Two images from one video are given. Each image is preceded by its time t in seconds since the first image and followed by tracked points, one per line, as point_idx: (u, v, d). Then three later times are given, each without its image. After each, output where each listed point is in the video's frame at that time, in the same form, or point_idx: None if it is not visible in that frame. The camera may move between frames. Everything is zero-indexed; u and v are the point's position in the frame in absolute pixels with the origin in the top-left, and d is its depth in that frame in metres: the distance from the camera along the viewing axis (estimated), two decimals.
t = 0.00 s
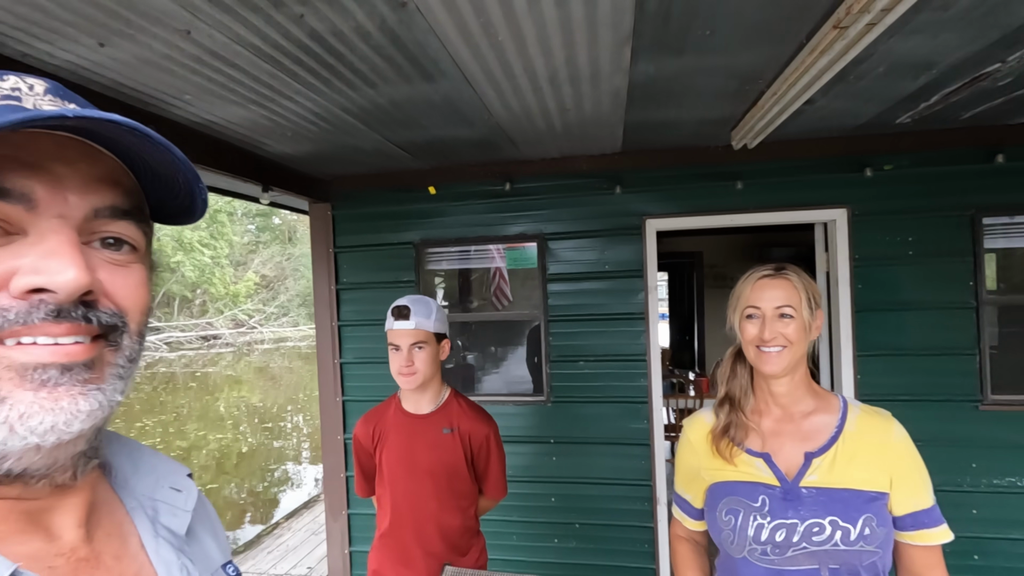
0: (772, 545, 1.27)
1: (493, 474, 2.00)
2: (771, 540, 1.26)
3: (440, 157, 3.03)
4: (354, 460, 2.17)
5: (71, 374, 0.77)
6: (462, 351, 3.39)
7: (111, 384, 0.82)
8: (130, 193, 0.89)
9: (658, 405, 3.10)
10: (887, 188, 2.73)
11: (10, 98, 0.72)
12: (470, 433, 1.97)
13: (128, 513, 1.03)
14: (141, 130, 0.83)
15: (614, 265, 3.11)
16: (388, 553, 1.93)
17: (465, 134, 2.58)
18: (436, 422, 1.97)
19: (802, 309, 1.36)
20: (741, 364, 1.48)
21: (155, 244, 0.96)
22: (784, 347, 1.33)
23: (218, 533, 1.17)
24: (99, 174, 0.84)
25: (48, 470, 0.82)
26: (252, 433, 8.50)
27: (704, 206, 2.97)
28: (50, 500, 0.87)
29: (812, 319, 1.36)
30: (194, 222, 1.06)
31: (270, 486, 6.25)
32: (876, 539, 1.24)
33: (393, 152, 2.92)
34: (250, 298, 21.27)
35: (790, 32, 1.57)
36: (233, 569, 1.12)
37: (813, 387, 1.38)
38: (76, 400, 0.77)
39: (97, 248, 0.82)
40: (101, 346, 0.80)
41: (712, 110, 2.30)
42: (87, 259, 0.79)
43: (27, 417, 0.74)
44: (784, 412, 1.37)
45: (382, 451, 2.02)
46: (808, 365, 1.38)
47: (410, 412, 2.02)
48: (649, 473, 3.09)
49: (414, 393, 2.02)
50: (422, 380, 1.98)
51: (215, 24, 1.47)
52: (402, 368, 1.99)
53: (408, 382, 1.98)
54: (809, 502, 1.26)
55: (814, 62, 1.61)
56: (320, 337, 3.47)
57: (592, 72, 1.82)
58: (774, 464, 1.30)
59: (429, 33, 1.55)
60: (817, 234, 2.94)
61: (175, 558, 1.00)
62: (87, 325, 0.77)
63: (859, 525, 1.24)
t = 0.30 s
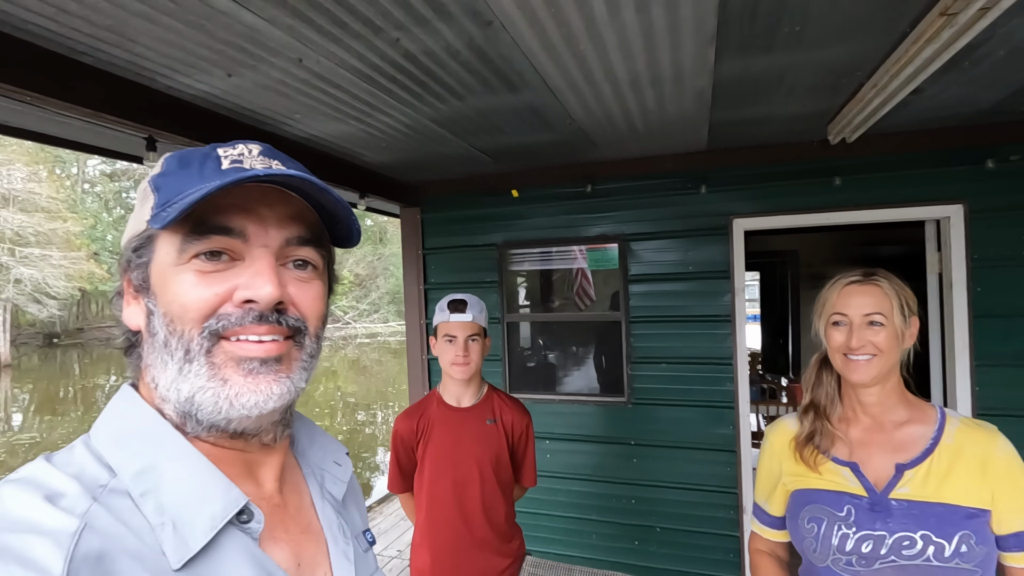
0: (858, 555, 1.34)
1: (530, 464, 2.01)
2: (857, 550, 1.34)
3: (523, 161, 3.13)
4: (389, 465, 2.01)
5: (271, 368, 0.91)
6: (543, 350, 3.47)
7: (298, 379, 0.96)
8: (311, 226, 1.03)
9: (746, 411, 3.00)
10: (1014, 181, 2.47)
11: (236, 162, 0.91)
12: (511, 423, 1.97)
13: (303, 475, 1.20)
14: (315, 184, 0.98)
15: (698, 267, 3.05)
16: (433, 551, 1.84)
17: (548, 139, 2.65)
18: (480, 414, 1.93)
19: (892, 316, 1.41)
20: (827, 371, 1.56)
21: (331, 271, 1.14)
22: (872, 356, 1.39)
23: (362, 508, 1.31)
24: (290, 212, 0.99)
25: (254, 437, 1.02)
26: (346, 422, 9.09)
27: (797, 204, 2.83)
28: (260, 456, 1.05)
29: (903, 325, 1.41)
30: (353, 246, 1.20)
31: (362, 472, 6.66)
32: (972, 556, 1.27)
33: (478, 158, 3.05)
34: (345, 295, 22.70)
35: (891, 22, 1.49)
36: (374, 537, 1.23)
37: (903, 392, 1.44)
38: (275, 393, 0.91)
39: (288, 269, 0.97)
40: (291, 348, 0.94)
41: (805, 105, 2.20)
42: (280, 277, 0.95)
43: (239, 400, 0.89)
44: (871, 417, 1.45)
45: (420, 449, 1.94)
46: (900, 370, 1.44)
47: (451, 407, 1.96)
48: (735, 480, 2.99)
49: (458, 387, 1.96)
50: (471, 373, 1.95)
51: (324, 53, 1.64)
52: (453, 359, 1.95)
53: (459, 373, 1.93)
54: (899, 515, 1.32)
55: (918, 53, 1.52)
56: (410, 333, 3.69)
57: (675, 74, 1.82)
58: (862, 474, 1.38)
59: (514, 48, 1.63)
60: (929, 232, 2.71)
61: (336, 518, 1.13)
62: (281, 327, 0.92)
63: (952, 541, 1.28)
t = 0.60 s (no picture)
0: (891, 549, 1.33)
1: (557, 448, 2.10)
2: (891, 543, 1.34)
3: (562, 159, 3.17)
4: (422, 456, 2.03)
5: (340, 355, 0.97)
6: (585, 346, 3.49)
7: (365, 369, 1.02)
8: (373, 225, 1.10)
9: (790, 411, 2.93)
10: None
11: (304, 168, 1.00)
12: (540, 410, 2.05)
13: (363, 454, 1.29)
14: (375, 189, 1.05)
15: (741, 263, 3.00)
16: (478, 538, 1.89)
17: (586, 136, 2.68)
18: (511, 403, 2.00)
19: (924, 312, 1.43)
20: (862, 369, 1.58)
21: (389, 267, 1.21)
22: (906, 351, 1.42)
23: (416, 486, 1.41)
24: (355, 213, 1.06)
25: (320, 421, 1.06)
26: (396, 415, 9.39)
27: (846, 199, 2.75)
28: (324, 435, 1.11)
29: (936, 321, 1.42)
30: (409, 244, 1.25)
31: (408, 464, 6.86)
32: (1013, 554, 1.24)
33: (518, 157, 3.11)
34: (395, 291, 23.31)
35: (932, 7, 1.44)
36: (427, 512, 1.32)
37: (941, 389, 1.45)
38: (344, 382, 0.98)
39: (353, 266, 1.05)
40: (360, 341, 1.00)
41: (850, 95, 2.15)
42: (348, 275, 1.02)
43: (316, 386, 0.96)
44: (907, 414, 1.45)
45: (454, 440, 1.98)
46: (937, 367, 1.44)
47: (481, 396, 2.02)
48: (778, 480, 2.94)
49: (488, 377, 2.01)
50: (502, 363, 2.01)
51: (366, 61, 1.74)
52: (484, 350, 2.00)
53: (490, 364, 2.00)
54: (933, 510, 1.32)
55: (964, 42, 1.48)
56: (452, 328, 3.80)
57: (710, 70, 1.83)
58: (897, 469, 1.39)
59: (545, 51, 1.67)
60: (990, 227, 2.61)
61: (392, 495, 1.21)
62: (349, 323, 0.99)
63: (992, 537, 1.26)
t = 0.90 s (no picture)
0: (921, 548, 1.38)
1: (597, 441, 2.14)
2: (921, 542, 1.38)
3: (604, 159, 3.21)
4: (466, 446, 2.10)
5: (366, 374, 1.02)
6: (630, 345, 3.50)
7: (389, 379, 1.05)
8: (385, 232, 1.11)
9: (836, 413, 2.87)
10: None
11: (309, 182, 1.03)
12: (579, 404, 2.11)
13: (408, 459, 1.36)
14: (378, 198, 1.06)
15: (785, 262, 2.96)
16: (521, 526, 1.94)
17: (624, 137, 2.72)
18: (551, 397, 2.06)
19: (955, 314, 1.49)
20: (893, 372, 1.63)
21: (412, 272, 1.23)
22: (937, 352, 1.48)
23: (463, 483, 1.46)
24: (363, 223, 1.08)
25: (358, 430, 1.12)
26: (445, 409, 9.64)
27: (896, 196, 2.67)
28: (362, 443, 1.16)
29: (968, 324, 1.48)
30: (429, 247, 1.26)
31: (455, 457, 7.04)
32: None
33: (559, 158, 3.18)
34: (445, 288, 23.78)
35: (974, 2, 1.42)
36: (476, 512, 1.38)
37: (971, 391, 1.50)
38: (361, 394, 1.01)
39: (369, 278, 1.07)
40: (380, 353, 1.04)
41: (898, 90, 2.10)
42: (363, 288, 1.05)
43: (341, 405, 1.00)
44: (937, 414, 1.51)
45: (498, 431, 2.05)
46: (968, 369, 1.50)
47: (522, 390, 2.08)
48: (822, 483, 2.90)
49: (530, 371, 2.07)
50: (543, 359, 2.07)
51: (410, 76, 1.87)
52: (526, 346, 2.07)
53: (531, 360, 2.06)
54: (964, 511, 1.36)
55: (1009, 37, 1.45)
56: (495, 325, 3.92)
57: (744, 72, 1.85)
58: (928, 470, 1.43)
59: (578, 60, 1.74)
60: None
61: (437, 499, 1.26)
62: (368, 337, 1.03)
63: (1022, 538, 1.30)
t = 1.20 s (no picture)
0: (936, 544, 1.42)
1: (618, 437, 2.21)
2: (937, 538, 1.42)
3: (631, 162, 3.27)
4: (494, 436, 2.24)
5: (374, 401, 1.05)
6: (663, 344, 3.52)
7: (396, 397, 1.08)
8: (388, 249, 1.13)
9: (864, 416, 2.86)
10: None
11: (311, 202, 1.06)
12: (600, 401, 2.18)
13: (422, 471, 1.36)
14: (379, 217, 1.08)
15: (813, 263, 2.96)
16: (541, 515, 2.05)
17: (648, 142, 2.78)
18: (573, 394, 2.15)
19: (977, 320, 1.51)
20: (923, 375, 1.64)
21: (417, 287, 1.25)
22: (961, 357, 1.50)
23: (482, 495, 1.47)
24: (364, 242, 1.09)
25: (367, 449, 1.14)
26: (481, 405, 9.82)
27: (928, 197, 2.65)
28: (373, 461, 1.17)
29: (992, 329, 1.50)
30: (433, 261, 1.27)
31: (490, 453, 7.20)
32: None
33: (586, 162, 3.26)
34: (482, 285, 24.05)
35: (989, 9, 1.43)
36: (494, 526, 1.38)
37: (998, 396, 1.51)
38: (367, 415, 1.05)
39: (375, 297, 1.10)
40: (386, 373, 1.07)
41: (923, 93, 2.09)
42: (369, 308, 1.08)
43: (352, 433, 1.03)
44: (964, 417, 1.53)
45: (523, 423, 2.18)
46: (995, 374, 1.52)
47: (545, 386, 2.19)
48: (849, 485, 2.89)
49: (552, 369, 2.17)
50: (562, 355, 2.16)
51: (439, 91, 1.99)
52: (544, 345, 2.18)
53: (549, 357, 2.17)
54: (981, 512, 1.39)
55: None
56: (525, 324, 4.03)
57: (760, 80, 1.89)
58: (951, 471, 1.46)
59: (597, 73, 1.82)
60: None
61: (452, 513, 1.27)
62: (376, 357, 1.05)
63: None
